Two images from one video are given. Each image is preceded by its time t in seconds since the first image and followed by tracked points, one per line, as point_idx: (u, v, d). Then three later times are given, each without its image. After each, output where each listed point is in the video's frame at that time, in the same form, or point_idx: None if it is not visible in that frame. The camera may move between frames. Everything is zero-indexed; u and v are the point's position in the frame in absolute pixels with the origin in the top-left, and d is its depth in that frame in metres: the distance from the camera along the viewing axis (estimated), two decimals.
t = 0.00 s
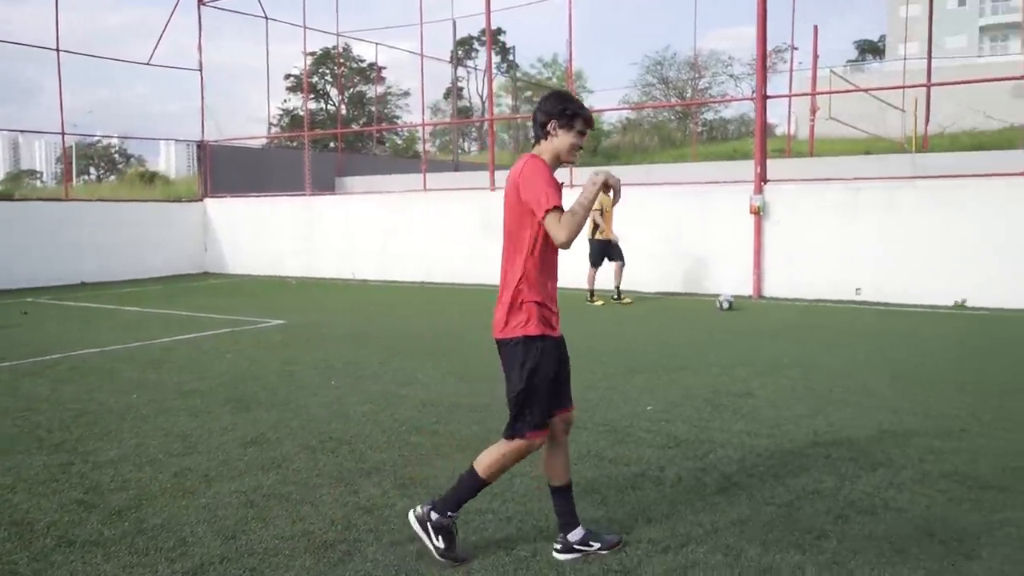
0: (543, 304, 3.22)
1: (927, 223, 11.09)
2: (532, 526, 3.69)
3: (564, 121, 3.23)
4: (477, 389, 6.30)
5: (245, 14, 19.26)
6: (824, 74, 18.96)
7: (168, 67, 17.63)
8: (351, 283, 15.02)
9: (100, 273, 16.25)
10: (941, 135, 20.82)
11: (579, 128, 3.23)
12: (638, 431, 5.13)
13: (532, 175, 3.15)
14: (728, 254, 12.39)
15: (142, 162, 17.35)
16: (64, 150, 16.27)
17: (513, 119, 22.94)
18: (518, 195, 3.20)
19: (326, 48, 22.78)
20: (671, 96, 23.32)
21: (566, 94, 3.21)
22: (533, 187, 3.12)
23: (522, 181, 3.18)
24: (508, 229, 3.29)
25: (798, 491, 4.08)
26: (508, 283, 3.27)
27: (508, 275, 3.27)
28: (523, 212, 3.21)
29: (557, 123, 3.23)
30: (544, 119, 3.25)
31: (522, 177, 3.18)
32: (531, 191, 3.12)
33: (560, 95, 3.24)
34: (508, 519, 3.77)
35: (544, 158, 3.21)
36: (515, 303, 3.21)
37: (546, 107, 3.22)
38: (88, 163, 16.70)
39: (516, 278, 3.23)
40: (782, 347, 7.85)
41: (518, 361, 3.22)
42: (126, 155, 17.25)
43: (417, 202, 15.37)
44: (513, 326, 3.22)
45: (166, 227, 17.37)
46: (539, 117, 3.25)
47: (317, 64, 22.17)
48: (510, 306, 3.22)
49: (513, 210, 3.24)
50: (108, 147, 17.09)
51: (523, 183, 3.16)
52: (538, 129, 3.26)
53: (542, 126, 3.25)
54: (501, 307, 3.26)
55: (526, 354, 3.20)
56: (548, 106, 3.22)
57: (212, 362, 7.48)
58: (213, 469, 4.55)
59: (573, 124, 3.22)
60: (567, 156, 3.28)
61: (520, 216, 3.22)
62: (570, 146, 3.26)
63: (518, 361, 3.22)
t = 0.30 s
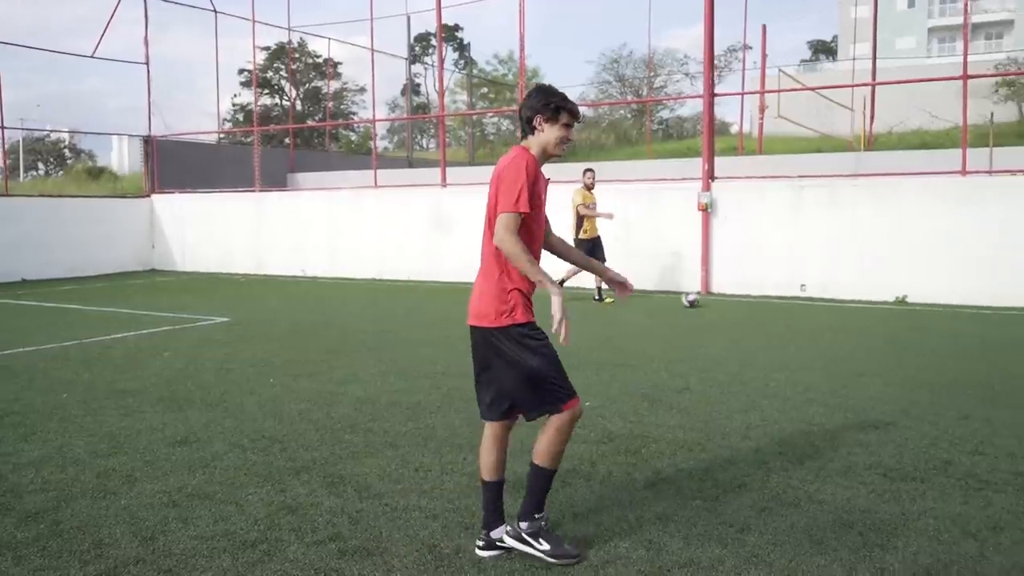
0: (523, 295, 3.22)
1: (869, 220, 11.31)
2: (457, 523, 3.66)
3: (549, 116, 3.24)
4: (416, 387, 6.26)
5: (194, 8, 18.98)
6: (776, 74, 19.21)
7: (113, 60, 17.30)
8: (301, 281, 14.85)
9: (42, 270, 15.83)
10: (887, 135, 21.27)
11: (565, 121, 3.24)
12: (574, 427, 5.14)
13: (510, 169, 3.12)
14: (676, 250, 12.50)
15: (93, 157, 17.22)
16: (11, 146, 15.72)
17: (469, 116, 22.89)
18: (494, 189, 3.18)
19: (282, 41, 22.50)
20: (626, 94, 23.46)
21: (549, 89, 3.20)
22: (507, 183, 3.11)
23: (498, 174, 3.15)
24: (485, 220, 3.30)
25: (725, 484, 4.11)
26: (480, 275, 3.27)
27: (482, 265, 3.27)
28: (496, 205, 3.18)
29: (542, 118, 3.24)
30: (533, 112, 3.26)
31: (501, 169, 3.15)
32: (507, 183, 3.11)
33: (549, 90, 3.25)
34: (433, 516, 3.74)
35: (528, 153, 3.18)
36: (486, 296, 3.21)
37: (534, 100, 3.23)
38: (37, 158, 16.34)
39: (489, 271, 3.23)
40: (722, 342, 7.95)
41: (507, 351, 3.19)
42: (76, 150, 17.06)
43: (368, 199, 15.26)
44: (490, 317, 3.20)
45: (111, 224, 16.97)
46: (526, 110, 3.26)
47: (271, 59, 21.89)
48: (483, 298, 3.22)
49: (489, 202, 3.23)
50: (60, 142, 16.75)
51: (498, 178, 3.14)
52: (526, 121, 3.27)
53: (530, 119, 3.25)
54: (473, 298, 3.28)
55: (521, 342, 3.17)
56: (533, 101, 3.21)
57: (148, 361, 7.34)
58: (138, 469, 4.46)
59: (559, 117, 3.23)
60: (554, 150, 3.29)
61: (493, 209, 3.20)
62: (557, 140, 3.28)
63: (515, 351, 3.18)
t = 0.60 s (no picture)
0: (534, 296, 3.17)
1: (832, 218, 11.42)
2: (401, 524, 3.63)
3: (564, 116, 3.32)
4: (372, 385, 6.23)
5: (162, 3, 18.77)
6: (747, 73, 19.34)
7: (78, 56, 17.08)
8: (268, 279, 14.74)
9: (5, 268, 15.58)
10: (856, 133, 21.48)
11: (576, 121, 3.32)
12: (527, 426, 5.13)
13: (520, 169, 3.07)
14: (643, 248, 12.56)
15: (65, 154, 17.13)
16: None
17: (441, 113, 22.80)
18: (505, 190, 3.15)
19: (253, 38, 22.33)
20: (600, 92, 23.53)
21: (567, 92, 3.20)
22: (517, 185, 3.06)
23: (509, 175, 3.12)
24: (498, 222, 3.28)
25: (672, 482, 4.13)
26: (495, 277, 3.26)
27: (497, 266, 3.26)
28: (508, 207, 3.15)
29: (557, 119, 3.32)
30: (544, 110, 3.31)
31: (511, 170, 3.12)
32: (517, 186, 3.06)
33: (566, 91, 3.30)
34: (377, 517, 3.72)
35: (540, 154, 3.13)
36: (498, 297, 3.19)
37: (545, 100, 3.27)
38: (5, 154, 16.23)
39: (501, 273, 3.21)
40: (683, 340, 7.99)
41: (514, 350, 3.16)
42: (47, 146, 16.99)
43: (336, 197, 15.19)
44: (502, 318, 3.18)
45: (76, 222, 16.76)
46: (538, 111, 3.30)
47: (242, 55, 21.68)
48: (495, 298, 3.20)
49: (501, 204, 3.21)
50: (31, 138, 16.82)
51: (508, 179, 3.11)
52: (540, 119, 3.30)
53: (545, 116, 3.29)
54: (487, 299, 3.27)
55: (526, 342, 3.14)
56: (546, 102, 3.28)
57: (104, 361, 7.25)
58: (83, 471, 4.40)
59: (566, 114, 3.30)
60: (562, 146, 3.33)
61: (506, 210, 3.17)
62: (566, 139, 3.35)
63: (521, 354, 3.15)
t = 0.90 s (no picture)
0: (561, 288, 3.26)
1: (807, 215, 11.49)
2: (356, 524, 3.61)
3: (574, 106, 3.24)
4: (340, 384, 6.20)
5: None
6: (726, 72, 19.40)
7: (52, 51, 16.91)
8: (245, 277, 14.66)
9: None
10: (835, 132, 21.61)
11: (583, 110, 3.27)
12: (491, 424, 5.11)
13: (541, 169, 3.14)
14: (619, 246, 12.59)
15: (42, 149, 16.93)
16: None
17: (423, 110, 22.73)
18: (522, 189, 3.20)
19: (232, 34, 22.19)
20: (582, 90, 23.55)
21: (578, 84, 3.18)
22: (543, 185, 3.12)
23: (528, 174, 3.17)
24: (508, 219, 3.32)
25: (632, 480, 4.13)
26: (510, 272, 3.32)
27: (512, 263, 3.31)
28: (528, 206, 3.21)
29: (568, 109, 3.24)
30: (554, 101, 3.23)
31: (529, 169, 3.17)
32: (541, 185, 3.13)
33: (578, 81, 3.20)
34: (332, 517, 3.69)
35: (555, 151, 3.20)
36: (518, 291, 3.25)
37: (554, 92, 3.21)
38: None
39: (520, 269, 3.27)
40: (654, 338, 8.01)
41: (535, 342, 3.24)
42: (25, 142, 16.78)
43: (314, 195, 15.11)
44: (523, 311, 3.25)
45: (51, 219, 16.59)
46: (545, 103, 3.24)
47: (222, 51, 21.51)
48: (512, 292, 3.26)
49: (514, 204, 3.26)
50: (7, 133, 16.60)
51: (528, 178, 3.16)
52: (550, 109, 3.21)
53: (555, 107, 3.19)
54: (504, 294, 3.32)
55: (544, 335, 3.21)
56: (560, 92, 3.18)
57: (71, 359, 7.18)
58: (38, 471, 4.34)
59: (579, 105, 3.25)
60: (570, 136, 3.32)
61: (524, 207, 3.22)
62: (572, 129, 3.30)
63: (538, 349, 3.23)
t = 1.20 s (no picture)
0: (571, 288, 3.24)
1: (783, 211, 11.50)
2: (309, 523, 3.54)
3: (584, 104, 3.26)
4: (306, 381, 6.13)
5: None
6: (707, 69, 19.39)
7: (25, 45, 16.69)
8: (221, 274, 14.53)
9: None
10: (815, 129, 21.68)
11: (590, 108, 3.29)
12: (456, 421, 5.05)
13: (564, 164, 3.13)
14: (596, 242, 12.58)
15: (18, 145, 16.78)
16: None
17: (405, 107, 22.61)
18: (541, 185, 3.17)
19: (212, 29, 21.96)
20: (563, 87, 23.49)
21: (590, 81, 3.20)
22: (567, 181, 3.11)
23: (549, 170, 3.15)
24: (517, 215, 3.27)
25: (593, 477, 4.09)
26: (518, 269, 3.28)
27: (521, 261, 3.26)
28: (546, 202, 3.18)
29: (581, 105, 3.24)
30: (571, 98, 3.21)
31: (550, 165, 3.15)
32: (564, 181, 3.11)
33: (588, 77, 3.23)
34: (285, 516, 3.62)
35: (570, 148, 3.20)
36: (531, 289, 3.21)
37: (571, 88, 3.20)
38: None
39: (532, 266, 3.22)
40: (627, 334, 7.99)
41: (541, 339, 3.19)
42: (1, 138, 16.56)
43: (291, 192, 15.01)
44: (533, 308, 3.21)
45: (24, 215, 16.39)
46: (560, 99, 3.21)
47: (201, 47, 21.30)
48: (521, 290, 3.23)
49: (527, 200, 3.22)
50: None
51: (549, 175, 3.14)
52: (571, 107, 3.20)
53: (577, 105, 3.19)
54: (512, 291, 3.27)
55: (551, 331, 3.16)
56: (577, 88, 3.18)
57: (34, 357, 7.07)
58: None
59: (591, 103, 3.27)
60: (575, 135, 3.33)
61: (539, 203, 3.19)
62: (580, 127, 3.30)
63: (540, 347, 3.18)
